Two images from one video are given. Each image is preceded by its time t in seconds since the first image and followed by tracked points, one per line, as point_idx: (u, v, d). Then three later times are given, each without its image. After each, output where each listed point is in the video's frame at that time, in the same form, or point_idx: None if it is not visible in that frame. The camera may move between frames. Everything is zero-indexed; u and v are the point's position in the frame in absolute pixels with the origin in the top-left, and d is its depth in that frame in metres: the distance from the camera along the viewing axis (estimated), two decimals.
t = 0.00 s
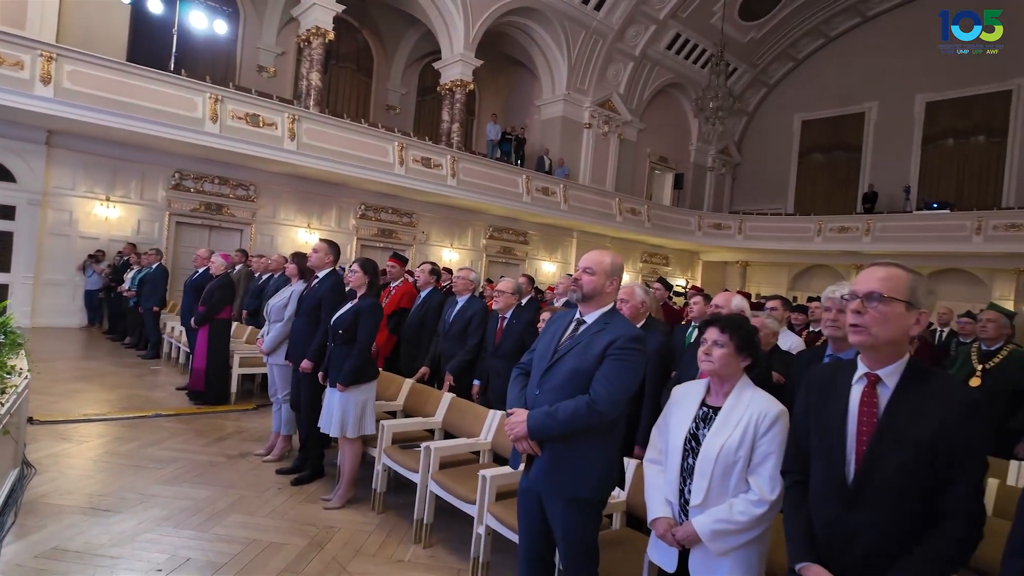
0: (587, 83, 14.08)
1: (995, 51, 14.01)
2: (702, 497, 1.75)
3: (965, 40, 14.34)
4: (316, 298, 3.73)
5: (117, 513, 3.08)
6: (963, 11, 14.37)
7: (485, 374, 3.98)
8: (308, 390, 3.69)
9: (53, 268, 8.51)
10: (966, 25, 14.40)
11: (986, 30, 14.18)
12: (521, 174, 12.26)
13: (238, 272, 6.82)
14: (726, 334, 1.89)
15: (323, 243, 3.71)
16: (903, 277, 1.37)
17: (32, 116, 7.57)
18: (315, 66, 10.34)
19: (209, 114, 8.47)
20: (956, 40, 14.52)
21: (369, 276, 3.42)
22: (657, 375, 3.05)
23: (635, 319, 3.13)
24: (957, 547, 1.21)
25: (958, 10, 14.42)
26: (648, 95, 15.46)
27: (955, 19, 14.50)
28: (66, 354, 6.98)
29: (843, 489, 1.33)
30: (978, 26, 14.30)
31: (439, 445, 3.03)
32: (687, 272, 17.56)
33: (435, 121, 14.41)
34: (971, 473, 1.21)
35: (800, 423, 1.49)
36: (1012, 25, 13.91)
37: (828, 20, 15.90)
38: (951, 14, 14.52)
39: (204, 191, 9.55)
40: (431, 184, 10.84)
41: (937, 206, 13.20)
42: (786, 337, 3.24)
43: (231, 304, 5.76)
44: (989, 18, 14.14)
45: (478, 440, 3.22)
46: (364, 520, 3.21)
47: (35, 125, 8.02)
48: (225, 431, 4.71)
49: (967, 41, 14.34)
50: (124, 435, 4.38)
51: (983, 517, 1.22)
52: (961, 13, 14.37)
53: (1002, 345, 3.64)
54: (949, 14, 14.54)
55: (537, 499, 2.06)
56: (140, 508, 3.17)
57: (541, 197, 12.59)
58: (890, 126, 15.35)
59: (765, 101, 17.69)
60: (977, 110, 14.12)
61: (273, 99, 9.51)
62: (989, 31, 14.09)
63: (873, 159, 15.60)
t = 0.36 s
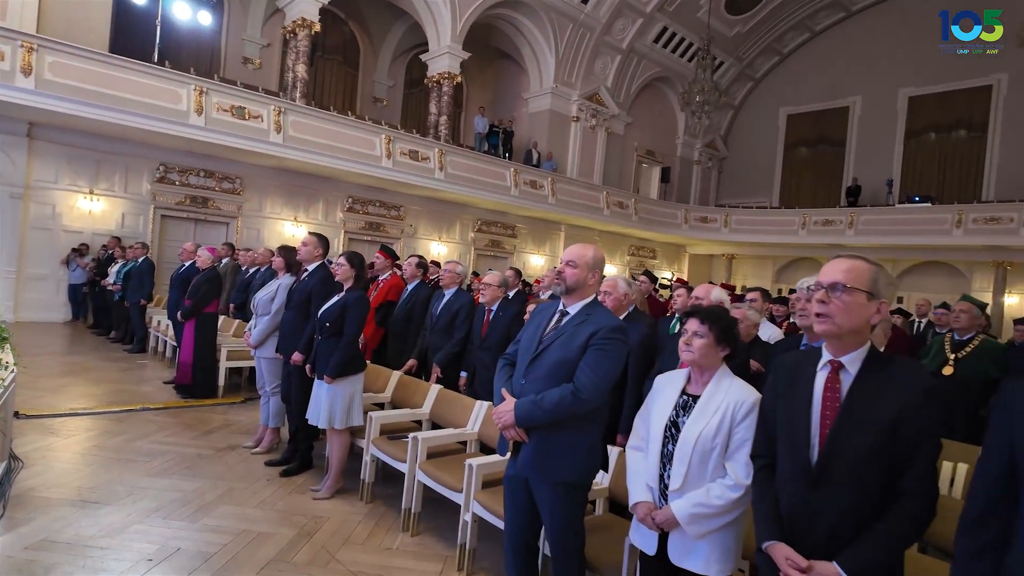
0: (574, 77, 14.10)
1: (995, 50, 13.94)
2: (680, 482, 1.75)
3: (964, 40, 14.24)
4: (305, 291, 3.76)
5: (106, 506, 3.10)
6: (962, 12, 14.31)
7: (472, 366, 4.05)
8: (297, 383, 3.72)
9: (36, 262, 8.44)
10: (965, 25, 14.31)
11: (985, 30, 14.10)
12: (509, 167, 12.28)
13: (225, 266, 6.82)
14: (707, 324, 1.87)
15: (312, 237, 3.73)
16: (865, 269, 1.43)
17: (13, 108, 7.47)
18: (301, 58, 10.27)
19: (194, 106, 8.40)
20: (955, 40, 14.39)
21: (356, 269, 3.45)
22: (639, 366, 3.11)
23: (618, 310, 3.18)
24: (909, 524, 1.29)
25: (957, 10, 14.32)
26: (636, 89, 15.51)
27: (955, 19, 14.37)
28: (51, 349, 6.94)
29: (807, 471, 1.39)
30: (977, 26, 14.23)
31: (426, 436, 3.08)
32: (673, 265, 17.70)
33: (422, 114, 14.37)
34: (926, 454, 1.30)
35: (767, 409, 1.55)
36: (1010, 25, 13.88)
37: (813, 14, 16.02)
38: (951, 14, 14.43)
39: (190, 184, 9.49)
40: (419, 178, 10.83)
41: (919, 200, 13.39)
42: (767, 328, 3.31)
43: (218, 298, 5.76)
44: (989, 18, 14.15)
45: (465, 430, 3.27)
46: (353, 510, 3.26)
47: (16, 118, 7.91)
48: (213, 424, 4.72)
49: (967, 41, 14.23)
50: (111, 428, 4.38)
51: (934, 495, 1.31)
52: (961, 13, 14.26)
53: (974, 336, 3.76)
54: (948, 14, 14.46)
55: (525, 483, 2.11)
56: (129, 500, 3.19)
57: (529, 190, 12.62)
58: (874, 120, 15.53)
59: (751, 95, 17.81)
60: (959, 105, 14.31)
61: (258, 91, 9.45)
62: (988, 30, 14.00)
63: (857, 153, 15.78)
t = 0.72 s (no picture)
0: (563, 71, 14.11)
1: (994, 51, 13.82)
2: (657, 468, 1.79)
3: (964, 40, 14.08)
4: (293, 285, 3.78)
5: (94, 499, 3.11)
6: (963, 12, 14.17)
7: (460, 358, 4.11)
8: (286, 376, 3.74)
9: (21, 257, 8.37)
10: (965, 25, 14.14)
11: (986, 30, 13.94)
12: (498, 162, 12.30)
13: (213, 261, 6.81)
14: (686, 316, 1.89)
15: (300, 231, 3.73)
16: (829, 262, 1.49)
17: None
18: (288, 51, 10.22)
19: (180, 100, 8.34)
20: (955, 39, 14.30)
21: (342, 263, 3.48)
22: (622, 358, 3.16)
23: (600, 303, 3.19)
24: (866, 505, 1.34)
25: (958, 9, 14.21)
26: (625, 84, 15.54)
27: (954, 19, 14.27)
28: (36, 344, 6.90)
29: (771, 453, 1.45)
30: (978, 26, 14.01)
31: (414, 428, 3.11)
32: (662, 260, 17.80)
33: (411, 108, 14.34)
34: (882, 436, 1.36)
35: (737, 395, 1.60)
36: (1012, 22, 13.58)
37: (801, 10, 16.12)
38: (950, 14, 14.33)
39: (176, 178, 9.43)
40: (407, 172, 10.83)
41: (904, 194, 13.54)
42: (748, 320, 3.37)
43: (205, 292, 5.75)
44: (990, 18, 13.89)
45: (452, 422, 3.31)
46: (341, 501, 3.29)
47: None
48: (201, 418, 4.73)
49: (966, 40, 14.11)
50: (98, 423, 4.38)
51: (890, 478, 1.37)
52: (961, 12, 14.14)
53: (948, 328, 3.88)
54: (948, 14, 14.34)
55: (507, 470, 2.16)
56: (117, 493, 3.20)
57: (518, 184, 12.65)
58: (860, 115, 15.67)
59: (740, 90, 17.90)
60: (944, 101, 14.46)
61: (245, 85, 9.39)
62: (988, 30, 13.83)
63: (843, 147, 15.93)
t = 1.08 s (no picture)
0: (557, 68, 14.13)
1: (995, 51, 13.74)
2: (637, 455, 1.85)
3: (963, 39, 14.03)
4: (284, 280, 3.81)
5: (86, 492, 3.14)
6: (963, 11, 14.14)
7: (450, 353, 4.16)
8: (277, 371, 3.77)
9: (11, 253, 8.35)
10: (965, 25, 14.12)
11: (985, 30, 13.84)
12: (492, 158, 12.33)
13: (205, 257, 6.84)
14: (667, 308, 1.94)
15: (290, 227, 3.76)
16: (797, 257, 1.55)
17: None
18: (280, 47, 10.20)
19: (172, 96, 8.34)
20: (955, 39, 14.26)
21: (333, 259, 3.52)
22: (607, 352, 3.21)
23: (585, 297, 3.23)
24: (830, 490, 1.41)
25: (957, 10, 14.19)
26: (618, 81, 15.59)
27: (954, 19, 14.23)
28: (28, 341, 6.89)
29: (740, 440, 1.51)
30: (977, 26, 14.04)
31: (404, 421, 3.15)
32: (655, 256, 17.87)
33: (404, 104, 14.33)
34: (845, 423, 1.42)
35: (710, 384, 1.66)
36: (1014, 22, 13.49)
37: (793, 7, 16.20)
38: (950, 14, 14.29)
39: (168, 174, 9.41)
40: (401, 168, 10.85)
41: (894, 191, 13.65)
42: (733, 315, 3.44)
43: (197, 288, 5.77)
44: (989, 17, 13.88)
45: (442, 415, 3.35)
46: (332, 493, 3.34)
47: None
48: (193, 413, 4.76)
49: (966, 40, 14.05)
50: (90, 418, 4.40)
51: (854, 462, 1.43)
52: (961, 12, 14.12)
53: (929, 322, 3.92)
54: (949, 14, 14.31)
55: (493, 458, 2.21)
56: (109, 486, 3.23)
57: (511, 181, 12.69)
58: (851, 112, 15.78)
59: (732, 88, 17.98)
60: (934, 98, 14.57)
61: (238, 81, 9.38)
62: (988, 30, 13.69)
63: (835, 144, 16.04)
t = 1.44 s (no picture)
0: (552, 66, 14.17)
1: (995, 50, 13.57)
2: (618, 445, 1.90)
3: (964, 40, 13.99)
4: (276, 277, 3.85)
5: (81, 486, 3.18)
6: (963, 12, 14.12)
7: (441, 349, 4.23)
8: (269, 367, 3.81)
9: (5, 251, 8.36)
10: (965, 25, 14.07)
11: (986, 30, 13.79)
12: (486, 156, 12.37)
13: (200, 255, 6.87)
14: (648, 303, 1.99)
15: (283, 225, 3.80)
16: (771, 255, 1.60)
17: None
18: (275, 44, 10.21)
19: (166, 94, 8.34)
20: (955, 39, 14.24)
21: (325, 256, 3.57)
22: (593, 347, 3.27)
23: (570, 293, 3.28)
24: (798, 479, 1.47)
25: (957, 10, 14.17)
26: (613, 78, 15.63)
27: (954, 19, 14.20)
28: (22, 338, 6.92)
29: (712, 431, 1.57)
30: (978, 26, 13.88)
31: (395, 415, 3.20)
32: (650, 253, 17.95)
33: (399, 102, 14.33)
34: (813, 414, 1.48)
35: (687, 377, 1.72)
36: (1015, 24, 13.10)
37: (787, 5, 16.25)
38: (950, 14, 14.26)
39: (163, 172, 9.42)
40: (395, 166, 10.88)
41: (886, 188, 13.73)
42: (717, 311, 3.50)
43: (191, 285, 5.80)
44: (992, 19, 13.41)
45: (433, 410, 3.41)
46: (324, 487, 3.39)
47: None
48: (188, 410, 4.80)
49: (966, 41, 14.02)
50: (85, 414, 4.44)
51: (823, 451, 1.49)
52: (961, 12, 14.11)
53: (912, 317, 3.98)
54: (949, 14, 14.27)
55: (479, 450, 2.27)
56: (103, 481, 3.27)
57: (506, 178, 12.73)
58: (845, 110, 15.86)
59: (727, 85, 18.04)
60: (928, 96, 14.63)
61: (232, 78, 9.39)
62: (987, 31, 13.50)
63: (828, 142, 16.12)
